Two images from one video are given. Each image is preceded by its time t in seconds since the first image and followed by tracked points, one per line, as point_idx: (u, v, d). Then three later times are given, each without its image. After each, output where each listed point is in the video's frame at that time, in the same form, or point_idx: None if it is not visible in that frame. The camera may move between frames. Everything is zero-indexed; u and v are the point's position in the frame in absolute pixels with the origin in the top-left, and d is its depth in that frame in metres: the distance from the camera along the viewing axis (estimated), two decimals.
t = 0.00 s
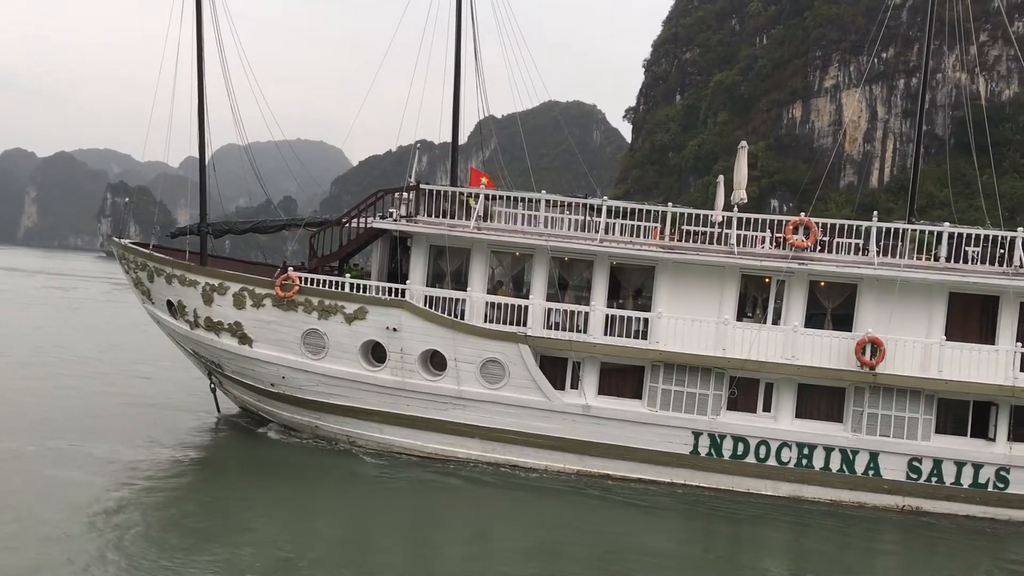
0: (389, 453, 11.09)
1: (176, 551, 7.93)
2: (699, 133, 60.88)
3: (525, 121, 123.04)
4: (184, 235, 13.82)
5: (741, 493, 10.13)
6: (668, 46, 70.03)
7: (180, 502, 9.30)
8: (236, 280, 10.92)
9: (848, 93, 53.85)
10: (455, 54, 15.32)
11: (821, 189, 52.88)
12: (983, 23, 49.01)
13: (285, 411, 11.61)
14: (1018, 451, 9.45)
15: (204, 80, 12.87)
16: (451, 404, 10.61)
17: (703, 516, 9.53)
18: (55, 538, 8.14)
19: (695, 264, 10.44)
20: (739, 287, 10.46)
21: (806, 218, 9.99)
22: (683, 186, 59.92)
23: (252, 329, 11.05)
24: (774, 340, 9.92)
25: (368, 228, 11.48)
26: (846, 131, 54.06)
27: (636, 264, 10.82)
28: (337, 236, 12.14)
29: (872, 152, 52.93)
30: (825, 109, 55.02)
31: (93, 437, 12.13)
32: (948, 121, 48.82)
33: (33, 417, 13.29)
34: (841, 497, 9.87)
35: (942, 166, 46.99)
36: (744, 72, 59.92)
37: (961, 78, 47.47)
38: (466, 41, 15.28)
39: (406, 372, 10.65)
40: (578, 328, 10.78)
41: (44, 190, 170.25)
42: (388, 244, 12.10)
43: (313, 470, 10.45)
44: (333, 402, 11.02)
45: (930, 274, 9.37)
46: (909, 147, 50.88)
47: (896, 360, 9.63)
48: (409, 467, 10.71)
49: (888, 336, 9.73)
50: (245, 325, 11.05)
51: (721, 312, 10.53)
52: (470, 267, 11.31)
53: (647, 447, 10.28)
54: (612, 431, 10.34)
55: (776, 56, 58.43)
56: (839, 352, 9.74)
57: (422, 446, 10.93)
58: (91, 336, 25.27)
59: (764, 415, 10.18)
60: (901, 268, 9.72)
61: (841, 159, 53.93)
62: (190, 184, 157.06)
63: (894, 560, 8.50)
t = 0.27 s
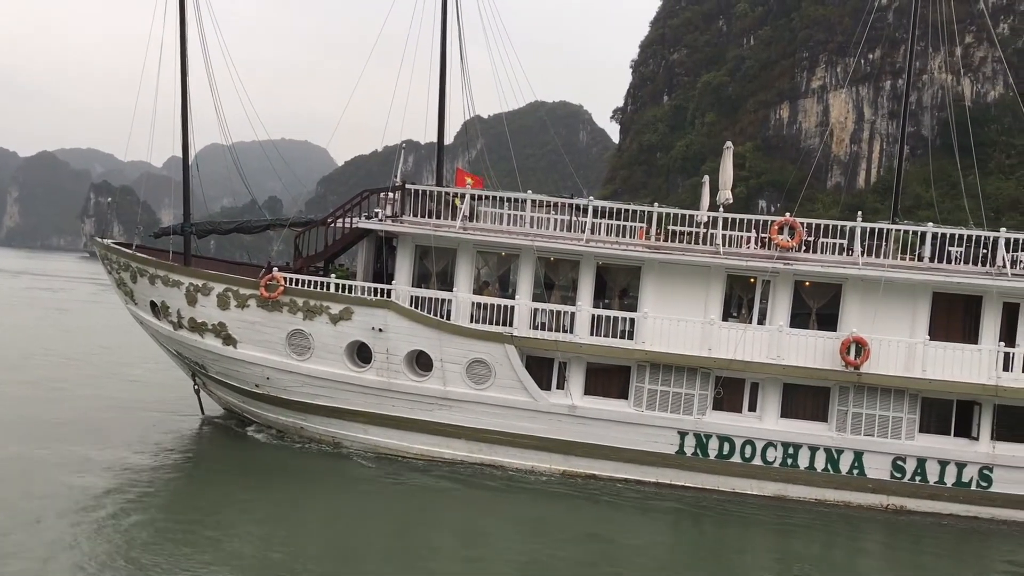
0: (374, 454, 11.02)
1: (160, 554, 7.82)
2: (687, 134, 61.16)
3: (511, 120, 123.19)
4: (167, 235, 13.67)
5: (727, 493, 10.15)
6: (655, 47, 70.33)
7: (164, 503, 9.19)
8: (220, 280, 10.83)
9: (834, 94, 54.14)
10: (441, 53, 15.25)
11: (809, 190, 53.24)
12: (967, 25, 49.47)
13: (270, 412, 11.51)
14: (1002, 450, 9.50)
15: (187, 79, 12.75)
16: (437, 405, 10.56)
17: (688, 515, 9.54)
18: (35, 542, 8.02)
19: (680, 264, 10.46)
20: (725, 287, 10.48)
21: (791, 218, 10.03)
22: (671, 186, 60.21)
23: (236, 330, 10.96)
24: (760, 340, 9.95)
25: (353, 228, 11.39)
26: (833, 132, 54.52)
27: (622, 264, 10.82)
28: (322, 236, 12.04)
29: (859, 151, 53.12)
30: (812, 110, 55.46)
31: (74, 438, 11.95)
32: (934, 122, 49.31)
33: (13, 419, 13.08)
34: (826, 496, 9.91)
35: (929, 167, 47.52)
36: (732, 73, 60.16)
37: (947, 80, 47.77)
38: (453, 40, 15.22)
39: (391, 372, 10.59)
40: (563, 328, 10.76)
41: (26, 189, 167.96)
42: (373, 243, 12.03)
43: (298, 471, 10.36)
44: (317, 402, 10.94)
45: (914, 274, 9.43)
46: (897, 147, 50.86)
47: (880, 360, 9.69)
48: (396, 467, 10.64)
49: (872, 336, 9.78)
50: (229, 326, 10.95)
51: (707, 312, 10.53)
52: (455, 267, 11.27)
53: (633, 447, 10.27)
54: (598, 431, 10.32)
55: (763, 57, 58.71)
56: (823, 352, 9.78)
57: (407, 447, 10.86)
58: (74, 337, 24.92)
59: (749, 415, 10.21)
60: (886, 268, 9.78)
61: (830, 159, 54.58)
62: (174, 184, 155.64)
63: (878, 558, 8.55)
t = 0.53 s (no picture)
0: (359, 455, 10.93)
1: (140, 556, 7.70)
2: (673, 134, 61.45)
3: (497, 121, 123.07)
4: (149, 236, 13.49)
5: (711, 492, 10.18)
6: (642, 48, 70.62)
7: (144, 505, 9.06)
8: (202, 281, 10.70)
9: (820, 95, 54.70)
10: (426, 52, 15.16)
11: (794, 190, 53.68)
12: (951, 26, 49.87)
13: (253, 414, 11.39)
14: (983, 448, 9.58)
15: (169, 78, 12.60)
16: (421, 406, 10.50)
17: (673, 515, 9.54)
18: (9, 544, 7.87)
19: (665, 264, 10.47)
20: (709, 287, 10.51)
21: (774, 219, 10.08)
22: (658, 187, 60.48)
23: (219, 331, 10.84)
24: (744, 340, 9.98)
25: (337, 229, 11.30)
26: (817, 133, 55.06)
27: (606, 264, 10.82)
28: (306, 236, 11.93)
29: (844, 153, 53.54)
30: (797, 111, 56.12)
31: (51, 440, 11.76)
32: (917, 123, 49.92)
33: None
34: (809, 495, 9.96)
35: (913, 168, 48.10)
36: (718, 74, 60.45)
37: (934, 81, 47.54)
38: (439, 40, 15.13)
39: (375, 373, 10.51)
40: (548, 329, 10.74)
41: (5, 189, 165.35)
42: (358, 244, 11.94)
43: (281, 472, 10.26)
44: (301, 404, 10.84)
45: (896, 274, 9.50)
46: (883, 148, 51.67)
47: (862, 359, 9.75)
48: (379, 468, 10.56)
49: (855, 336, 9.84)
50: (212, 327, 10.84)
51: (691, 312, 10.56)
52: (440, 267, 11.22)
53: (617, 447, 10.27)
54: (582, 431, 10.30)
55: (749, 58, 59.03)
56: (807, 352, 9.83)
57: (392, 448, 10.78)
58: (56, 338, 24.57)
59: (734, 415, 10.24)
60: (868, 268, 9.84)
61: (815, 161, 55.30)
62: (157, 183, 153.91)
63: (859, 556, 8.59)
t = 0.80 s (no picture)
0: (341, 456, 10.82)
1: (121, 560, 7.58)
2: (658, 135, 61.72)
3: (480, 121, 122.96)
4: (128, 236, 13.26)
5: (693, 492, 10.20)
6: (626, 49, 70.92)
7: (122, 507, 8.91)
8: (182, 282, 10.54)
9: (804, 97, 55.12)
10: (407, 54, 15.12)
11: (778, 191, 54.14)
12: (931, 28, 50.50)
13: (234, 416, 11.25)
14: (962, 447, 9.66)
15: (149, 83, 12.64)
16: (403, 407, 10.42)
17: (655, 514, 9.55)
18: None
19: (647, 265, 10.49)
20: (691, 288, 10.54)
21: (756, 219, 10.11)
22: (642, 187, 60.69)
23: (199, 332, 10.68)
24: (726, 340, 10.02)
25: (319, 229, 11.19)
26: (801, 135, 55.74)
27: (589, 264, 10.81)
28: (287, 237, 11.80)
29: (827, 154, 54.41)
30: (781, 112, 56.39)
31: (26, 443, 11.53)
32: (899, 125, 50.67)
33: None
34: (790, 494, 10.02)
35: (895, 169, 48.71)
36: (701, 75, 60.81)
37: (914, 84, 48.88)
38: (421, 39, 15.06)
39: (357, 375, 10.42)
40: (531, 329, 10.72)
41: None
42: (339, 245, 11.83)
43: (262, 474, 10.14)
44: (282, 406, 10.72)
45: (876, 275, 9.58)
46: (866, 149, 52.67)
47: (843, 359, 9.83)
48: (361, 469, 10.47)
49: (835, 336, 9.91)
50: (192, 328, 10.68)
51: (673, 312, 10.58)
52: (422, 268, 11.15)
53: (601, 447, 10.26)
54: (565, 431, 10.29)
55: (733, 60, 59.37)
56: (788, 352, 9.89)
57: (374, 449, 10.69)
58: (34, 340, 24.13)
59: (716, 415, 10.28)
60: (849, 268, 9.92)
61: (799, 162, 55.77)
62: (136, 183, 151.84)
63: (839, 555, 8.64)
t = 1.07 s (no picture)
0: (321, 458, 10.71)
1: (94, 564, 7.42)
2: (641, 136, 62.00)
3: (462, 121, 122.73)
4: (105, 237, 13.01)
5: (674, 492, 10.22)
6: (609, 50, 71.23)
7: (96, 511, 8.74)
8: (160, 283, 10.36)
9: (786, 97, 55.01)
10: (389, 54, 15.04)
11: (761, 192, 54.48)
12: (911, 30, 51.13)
13: (212, 418, 11.09)
14: (940, 445, 9.73)
15: (127, 84, 12.50)
16: (384, 408, 10.34)
17: (636, 514, 9.55)
18: None
19: (628, 266, 10.50)
20: (672, 288, 10.57)
21: (736, 220, 10.16)
22: (626, 188, 60.91)
23: (177, 333, 10.52)
24: (706, 340, 10.05)
25: (299, 230, 11.06)
26: (784, 136, 55.63)
27: (570, 265, 10.79)
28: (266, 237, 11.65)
29: (809, 154, 54.38)
30: (763, 114, 56.13)
31: None
32: (880, 127, 51.26)
33: None
34: (771, 493, 10.06)
35: (877, 169, 49.22)
36: (684, 77, 61.20)
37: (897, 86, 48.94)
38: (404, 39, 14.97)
39: (338, 376, 10.31)
40: (512, 330, 10.68)
41: None
42: (320, 245, 11.70)
43: (240, 476, 10.00)
44: (262, 407, 10.58)
45: (854, 275, 9.66)
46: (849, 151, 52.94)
47: (822, 359, 9.90)
48: (342, 471, 10.36)
49: (815, 336, 9.97)
50: (170, 329, 10.51)
51: (655, 312, 10.60)
52: (403, 268, 11.06)
53: (582, 448, 10.24)
54: (547, 432, 10.25)
55: (716, 61, 59.69)
56: (768, 352, 9.94)
57: (354, 451, 10.59)
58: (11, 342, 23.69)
59: (697, 415, 10.31)
60: (827, 269, 10.00)
61: (781, 163, 55.80)
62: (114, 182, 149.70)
63: (818, 553, 8.68)
